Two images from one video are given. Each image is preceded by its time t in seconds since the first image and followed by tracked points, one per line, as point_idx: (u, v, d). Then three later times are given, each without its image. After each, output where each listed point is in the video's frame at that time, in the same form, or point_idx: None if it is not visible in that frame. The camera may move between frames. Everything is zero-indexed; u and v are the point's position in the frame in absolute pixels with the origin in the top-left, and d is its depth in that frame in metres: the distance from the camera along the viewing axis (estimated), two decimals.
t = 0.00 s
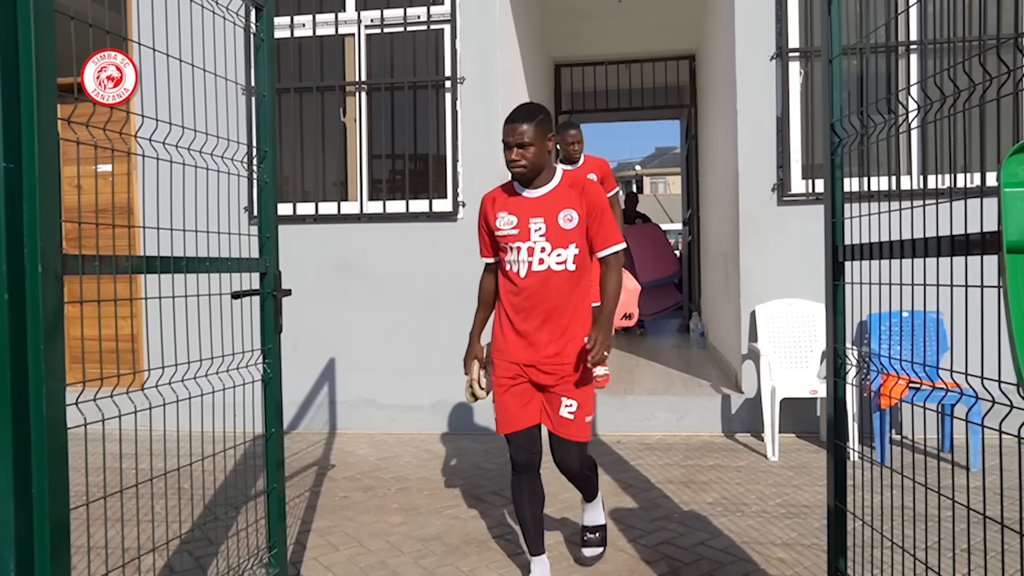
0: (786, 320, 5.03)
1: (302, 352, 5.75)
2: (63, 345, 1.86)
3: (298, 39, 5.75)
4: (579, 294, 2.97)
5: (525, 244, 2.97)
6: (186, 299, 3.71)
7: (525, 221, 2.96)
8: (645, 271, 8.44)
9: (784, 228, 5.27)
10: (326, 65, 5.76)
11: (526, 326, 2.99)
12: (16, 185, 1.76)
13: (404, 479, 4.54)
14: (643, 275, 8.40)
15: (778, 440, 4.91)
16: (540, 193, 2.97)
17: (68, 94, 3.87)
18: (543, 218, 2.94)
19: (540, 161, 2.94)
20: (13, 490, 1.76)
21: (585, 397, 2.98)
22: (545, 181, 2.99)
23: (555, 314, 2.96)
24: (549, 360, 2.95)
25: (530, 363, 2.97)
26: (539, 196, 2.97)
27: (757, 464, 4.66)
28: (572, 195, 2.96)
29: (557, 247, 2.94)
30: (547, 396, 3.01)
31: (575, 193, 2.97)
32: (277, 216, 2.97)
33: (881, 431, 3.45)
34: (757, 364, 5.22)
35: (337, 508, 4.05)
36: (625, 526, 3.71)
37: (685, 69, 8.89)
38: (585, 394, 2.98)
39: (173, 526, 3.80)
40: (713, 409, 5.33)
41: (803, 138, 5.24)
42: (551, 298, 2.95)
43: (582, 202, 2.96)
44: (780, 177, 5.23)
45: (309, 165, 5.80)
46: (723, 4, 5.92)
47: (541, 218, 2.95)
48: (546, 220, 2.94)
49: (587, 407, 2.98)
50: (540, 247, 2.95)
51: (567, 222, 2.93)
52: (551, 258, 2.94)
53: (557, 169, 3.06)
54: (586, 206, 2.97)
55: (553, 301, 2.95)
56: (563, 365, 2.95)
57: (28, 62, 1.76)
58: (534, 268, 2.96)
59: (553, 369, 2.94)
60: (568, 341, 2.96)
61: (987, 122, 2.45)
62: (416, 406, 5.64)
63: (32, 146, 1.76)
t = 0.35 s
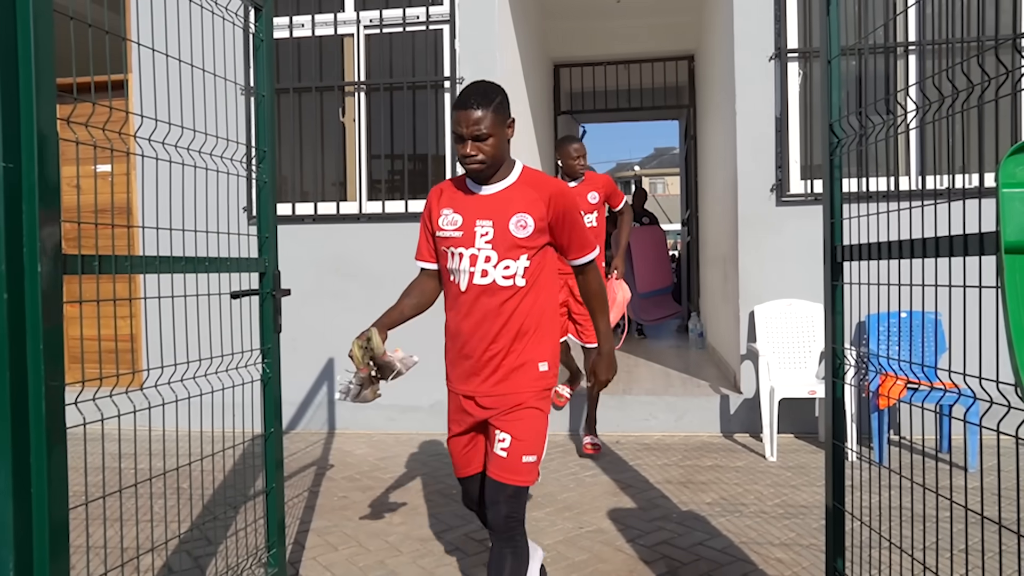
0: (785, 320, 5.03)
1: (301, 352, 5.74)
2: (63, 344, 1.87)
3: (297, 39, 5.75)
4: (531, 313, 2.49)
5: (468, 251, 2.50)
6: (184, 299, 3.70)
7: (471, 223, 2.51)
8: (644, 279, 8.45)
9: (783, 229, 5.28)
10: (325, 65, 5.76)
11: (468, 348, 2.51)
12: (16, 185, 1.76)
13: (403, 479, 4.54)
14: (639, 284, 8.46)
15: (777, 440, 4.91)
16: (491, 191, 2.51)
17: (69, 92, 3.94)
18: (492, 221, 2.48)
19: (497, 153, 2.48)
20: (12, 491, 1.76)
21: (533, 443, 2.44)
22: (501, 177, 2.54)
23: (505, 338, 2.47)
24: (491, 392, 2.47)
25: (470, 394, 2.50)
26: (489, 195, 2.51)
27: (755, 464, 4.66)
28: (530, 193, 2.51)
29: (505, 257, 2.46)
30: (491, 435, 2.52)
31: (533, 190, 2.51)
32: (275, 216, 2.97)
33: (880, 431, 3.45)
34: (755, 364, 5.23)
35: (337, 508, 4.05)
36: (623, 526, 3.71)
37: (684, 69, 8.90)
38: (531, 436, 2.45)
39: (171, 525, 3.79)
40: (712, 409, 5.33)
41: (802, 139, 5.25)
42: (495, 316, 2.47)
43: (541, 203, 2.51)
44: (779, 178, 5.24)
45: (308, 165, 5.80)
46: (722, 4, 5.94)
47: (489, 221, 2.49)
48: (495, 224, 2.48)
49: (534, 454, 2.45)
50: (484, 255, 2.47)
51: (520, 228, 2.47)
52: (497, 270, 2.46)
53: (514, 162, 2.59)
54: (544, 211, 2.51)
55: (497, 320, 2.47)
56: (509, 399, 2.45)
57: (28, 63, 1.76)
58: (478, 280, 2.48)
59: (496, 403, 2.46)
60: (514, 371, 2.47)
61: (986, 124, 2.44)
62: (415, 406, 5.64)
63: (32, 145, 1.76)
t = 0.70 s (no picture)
0: (789, 327, 5.02)
1: (306, 351, 5.75)
2: (68, 340, 1.87)
3: (305, 39, 5.76)
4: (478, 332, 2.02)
5: (396, 248, 2.02)
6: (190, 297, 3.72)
7: (398, 214, 2.03)
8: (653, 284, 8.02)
9: (789, 235, 5.27)
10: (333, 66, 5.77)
11: (397, 375, 2.04)
12: (24, 181, 1.77)
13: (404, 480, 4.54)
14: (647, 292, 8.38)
15: (780, 447, 4.90)
16: (422, 173, 2.03)
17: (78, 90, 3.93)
18: (424, 209, 2.01)
19: (431, 130, 1.96)
20: (16, 487, 1.77)
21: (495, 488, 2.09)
22: (437, 155, 2.05)
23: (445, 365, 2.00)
24: (431, 430, 2.02)
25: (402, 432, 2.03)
26: (420, 178, 2.03)
27: (758, 471, 4.65)
28: (471, 173, 2.01)
29: (442, 254, 1.98)
30: (431, 478, 2.08)
31: (475, 168, 2.02)
32: (281, 216, 2.97)
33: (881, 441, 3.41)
34: (759, 370, 5.22)
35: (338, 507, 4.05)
36: (625, 531, 3.71)
37: (692, 74, 8.88)
38: (492, 482, 2.08)
39: (173, 522, 3.80)
40: (715, 415, 5.32)
41: (809, 146, 5.22)
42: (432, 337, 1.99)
43: (485, 185, 2.00)
44: (786, 184, 5.23)
45: (315, 165, 5.83)
46: (730, 9, 5.93)
47: (420, 210, 2.01)
48: (427, 213, 2.00)
49: (499, 500, 2.11)
50: (416, 254, 2.00)
51: (457, 216, 1.98)
52: (432, 271, 1.99)
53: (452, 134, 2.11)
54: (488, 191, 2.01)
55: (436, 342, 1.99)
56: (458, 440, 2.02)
57: (38, 60, 1.77)
58: (409, 286, 2.01)
59: (440, 444, 2.02)
60: (461, 405, 2.03)
61: (993, 134, 2.44)
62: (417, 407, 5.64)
63: (40, 141, 1.77)
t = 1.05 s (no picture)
0: (795, 331, 5.01)
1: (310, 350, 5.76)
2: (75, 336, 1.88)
3: (314, 38, 5.79)
4: (339, 342, 1.60)
5: (241, 232, 1.62)
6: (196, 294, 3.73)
7: (244, 189, 1.63)
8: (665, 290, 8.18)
9: (796, 239, 5.26)
10: (342, 66, 5.79)
11: (239, 395, 1.64)
12: (34, 178, 1.78)
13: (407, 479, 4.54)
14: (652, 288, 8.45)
15: (784, 452, 4.88)
16: (276, 141, 1.64)
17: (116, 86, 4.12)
18: (275, 185, 1.61)
19: (270, 86, 1.57)
20: (21, 483, 1.77)
21: (338, 539, 1.55)
22: (297, 114, 1.65)
23: (290, 369, 1.59)
24: (276, 465, 1.60)
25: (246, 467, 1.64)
26: (275, 146, 1.64)
27: (761, 475, 4.64)
28: (335, 135, 1.60)
29: (293, 239, 1.57)
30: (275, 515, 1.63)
31: (339, 133, 1.61)
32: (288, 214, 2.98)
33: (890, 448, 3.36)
34: (764, 374, 5.21)
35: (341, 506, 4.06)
36: (627, 533, 3.70)
37: (700, 77, 8.87)
38: (334, 539, 1.55)
39: (178, 518, 3.82)
40: (719, 419, 5.31)
41: (817, 151, 5.21)
42: (276, 349, 1.59)
43: (354, 151, 1.58)
44: (793, 189, 5.21)
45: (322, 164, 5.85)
46: (739, 13, 5.93)
47: (270, 184, 1.61)
48: (278, 189, 1.60)
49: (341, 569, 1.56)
50: (263, 243, 1.59)
51: (315, 191, 1.57)
52: (279, 259, 1.57)
53: (318, 93, 1.71)
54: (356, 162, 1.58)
55: (281, 354, 1.59)
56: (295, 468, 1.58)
57: (49, 59, 1.78)
58: (255, 284, 1.60)
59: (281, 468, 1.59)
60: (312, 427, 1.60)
61: (1001, 140, 2.44)
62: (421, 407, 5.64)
63: (50, 139, 1.78)
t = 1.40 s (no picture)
0: (797, 330, 5.01)
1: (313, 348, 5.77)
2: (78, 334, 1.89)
3: (317, 36, 5.79)
4: (151, 406, 1.16)
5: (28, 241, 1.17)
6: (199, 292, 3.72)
7: (35, 181, 1.17)
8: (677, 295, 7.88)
9: (798, 238, 5.26)
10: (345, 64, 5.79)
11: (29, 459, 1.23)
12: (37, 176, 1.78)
13: (409, 477, 4.55)
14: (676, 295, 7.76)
15: (786, 450, 4.88)
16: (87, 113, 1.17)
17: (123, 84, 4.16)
18: (74, 174, 1.14)
19: (64, 26, 1.11)
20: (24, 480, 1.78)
21: None
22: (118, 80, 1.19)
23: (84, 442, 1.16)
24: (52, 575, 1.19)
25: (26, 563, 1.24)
26: (84, 121, 1.17)
27: (763, 474, 4.64)
28: (160, 115, 1.13)
29: (88, 260, 1.12)
30: None
31: (167, 109, 1.13)
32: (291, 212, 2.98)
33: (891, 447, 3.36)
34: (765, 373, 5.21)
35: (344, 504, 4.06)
36: (628, 532, 3.70)
37: (703, 76, 8.86)
38: None
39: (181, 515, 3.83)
40: (721, 418, 5.31)
41: (820, 149, 5.21)
42: (61, 410, 1.17)
43: (185, 141, 1.11)
44: (795, 188, 5.21)
45: (324, 162, 5.85)
46: (742, 12, 5.92)
47: (65, 177, 1.14)
48: (76, 184, 1.14)
49: None
50: (50, 258, 1.14)
51: (122, 192, 1.10)
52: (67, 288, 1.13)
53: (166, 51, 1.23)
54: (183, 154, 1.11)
55: (63, 420, 1.17)
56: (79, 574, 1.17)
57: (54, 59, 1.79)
58: (38, 317, 1.16)
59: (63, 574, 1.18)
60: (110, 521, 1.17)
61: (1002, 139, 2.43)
62: (424, 405, 5.65)
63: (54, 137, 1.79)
